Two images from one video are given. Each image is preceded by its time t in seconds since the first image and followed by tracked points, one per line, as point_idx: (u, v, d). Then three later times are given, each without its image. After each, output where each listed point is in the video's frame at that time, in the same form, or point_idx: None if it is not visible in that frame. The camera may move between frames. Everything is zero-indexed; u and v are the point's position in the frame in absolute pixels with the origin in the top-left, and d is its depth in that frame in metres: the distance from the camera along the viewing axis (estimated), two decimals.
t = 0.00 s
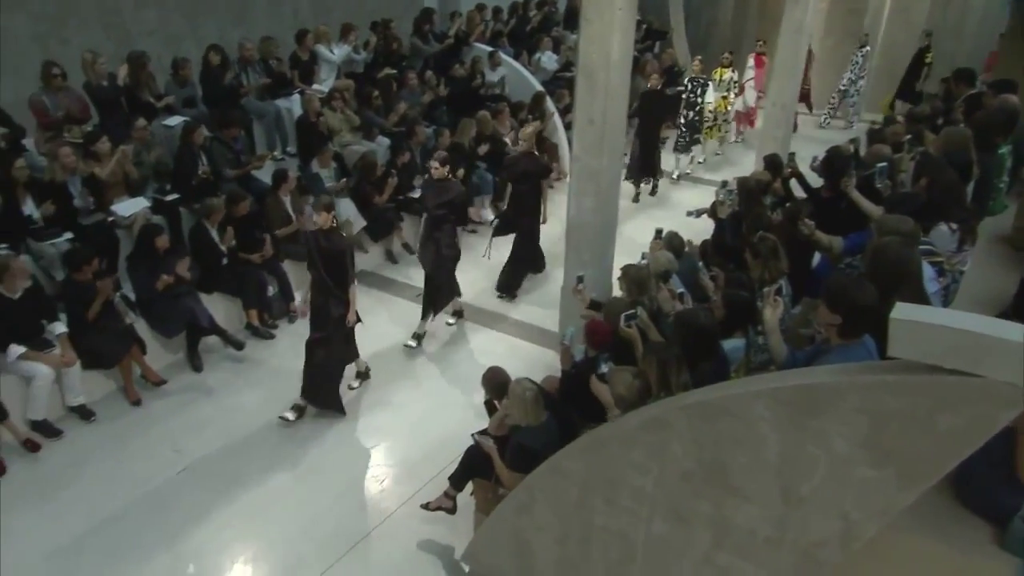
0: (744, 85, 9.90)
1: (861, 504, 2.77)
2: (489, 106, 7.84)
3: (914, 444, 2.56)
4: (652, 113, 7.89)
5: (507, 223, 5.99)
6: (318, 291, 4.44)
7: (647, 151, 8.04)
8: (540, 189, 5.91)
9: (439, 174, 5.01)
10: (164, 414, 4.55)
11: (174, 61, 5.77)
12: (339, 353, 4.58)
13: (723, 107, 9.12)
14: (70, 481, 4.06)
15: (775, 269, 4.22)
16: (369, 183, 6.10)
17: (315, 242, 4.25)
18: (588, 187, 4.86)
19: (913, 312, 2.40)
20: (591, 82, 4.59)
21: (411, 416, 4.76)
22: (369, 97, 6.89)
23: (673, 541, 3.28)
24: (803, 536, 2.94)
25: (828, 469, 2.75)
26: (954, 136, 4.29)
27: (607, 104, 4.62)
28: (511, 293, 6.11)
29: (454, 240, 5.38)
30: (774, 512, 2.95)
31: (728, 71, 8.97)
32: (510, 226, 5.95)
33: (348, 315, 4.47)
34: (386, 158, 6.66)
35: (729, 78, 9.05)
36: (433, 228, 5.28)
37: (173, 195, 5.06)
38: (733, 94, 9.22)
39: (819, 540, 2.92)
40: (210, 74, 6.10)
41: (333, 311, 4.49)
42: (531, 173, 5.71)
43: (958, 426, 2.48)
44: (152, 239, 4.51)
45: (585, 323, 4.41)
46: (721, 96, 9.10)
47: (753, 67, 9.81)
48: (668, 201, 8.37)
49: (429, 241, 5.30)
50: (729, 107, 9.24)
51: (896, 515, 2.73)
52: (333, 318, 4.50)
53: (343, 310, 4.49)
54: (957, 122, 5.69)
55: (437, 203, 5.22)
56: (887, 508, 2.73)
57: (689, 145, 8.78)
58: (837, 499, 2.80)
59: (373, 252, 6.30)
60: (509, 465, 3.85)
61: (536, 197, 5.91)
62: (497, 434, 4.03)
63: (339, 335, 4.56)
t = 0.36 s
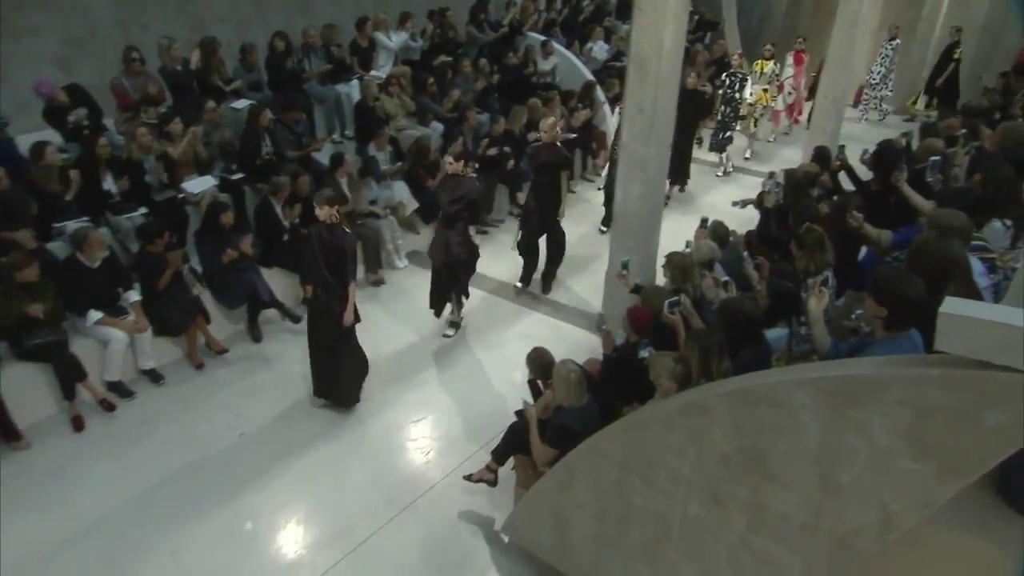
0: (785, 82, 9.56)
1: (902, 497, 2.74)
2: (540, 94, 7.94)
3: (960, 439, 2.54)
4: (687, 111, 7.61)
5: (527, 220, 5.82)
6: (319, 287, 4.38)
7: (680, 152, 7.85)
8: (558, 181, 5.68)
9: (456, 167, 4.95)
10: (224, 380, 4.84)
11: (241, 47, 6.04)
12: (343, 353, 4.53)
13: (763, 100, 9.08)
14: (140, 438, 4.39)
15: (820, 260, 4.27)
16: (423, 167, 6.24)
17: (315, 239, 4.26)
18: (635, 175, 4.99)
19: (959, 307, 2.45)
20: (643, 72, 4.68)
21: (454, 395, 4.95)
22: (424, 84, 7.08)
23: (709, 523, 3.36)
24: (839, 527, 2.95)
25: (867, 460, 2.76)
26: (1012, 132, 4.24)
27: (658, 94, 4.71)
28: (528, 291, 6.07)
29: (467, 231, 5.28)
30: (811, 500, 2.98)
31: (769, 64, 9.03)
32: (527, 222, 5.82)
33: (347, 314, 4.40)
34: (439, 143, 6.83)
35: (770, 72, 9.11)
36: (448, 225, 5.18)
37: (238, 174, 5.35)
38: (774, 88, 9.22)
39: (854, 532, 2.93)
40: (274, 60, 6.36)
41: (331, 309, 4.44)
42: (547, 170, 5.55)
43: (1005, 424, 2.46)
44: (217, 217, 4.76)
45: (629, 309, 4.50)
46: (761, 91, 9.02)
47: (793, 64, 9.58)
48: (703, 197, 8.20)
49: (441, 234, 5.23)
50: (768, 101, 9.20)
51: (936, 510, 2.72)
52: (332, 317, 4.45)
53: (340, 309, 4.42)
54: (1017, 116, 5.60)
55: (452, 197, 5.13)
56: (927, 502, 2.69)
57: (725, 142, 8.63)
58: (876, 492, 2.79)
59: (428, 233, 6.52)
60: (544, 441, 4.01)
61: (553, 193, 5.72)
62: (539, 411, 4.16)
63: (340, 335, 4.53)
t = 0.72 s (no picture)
0: (824, 88, 9.27)
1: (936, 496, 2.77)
2: (591, 93, 8.13)
3: (994, 433, 2.54)
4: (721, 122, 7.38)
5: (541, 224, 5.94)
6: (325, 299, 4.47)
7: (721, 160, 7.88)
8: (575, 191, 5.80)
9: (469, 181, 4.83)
10: (286, 357, 5.20)
11: (311, 46, 6.44)
12: (349, 355, 4.71)
13: (799, 110, 8.66)
14: (210, 407, 4.77)
15: (863, 262, 4.38)
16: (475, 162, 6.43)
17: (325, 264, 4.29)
18: (682, 173, 5.15)
19: (1007, 310, 2.34)
20: (692, 73, 4.83)
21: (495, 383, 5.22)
22: (480, 82, 7.36)
23: (743, 512, 3.47)
24: (873, 523, 3.00)
25: (904, 461, 2.80)
26: None
27: (706, 95, 4.85)
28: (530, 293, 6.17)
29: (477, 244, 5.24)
30: (845, 494, 3.05)
31: (807, 73, 8.52)
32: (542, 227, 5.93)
33: (354, 327, 4.50)
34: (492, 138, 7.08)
35: (807, 80, 8.60)
36: (459, 238, 5.11)
37: (305, 164, 5.72)
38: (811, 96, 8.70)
39: (886, 529, 2.97)
40: (342, 58, 6.74)
41: (337, 322, 4.52)
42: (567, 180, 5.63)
43: None
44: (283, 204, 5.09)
45: (670, 304, 4.71)
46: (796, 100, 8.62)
47: (832, 70, 9.16)
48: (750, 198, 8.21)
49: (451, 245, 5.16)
50: (805, 111, 8.74)
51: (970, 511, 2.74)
52: (339, 328, 4.56)
53: (347, 322, 4.51)
54: None
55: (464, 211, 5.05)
56: (962, 502, 2.71)
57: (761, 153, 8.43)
58: (911, 491, 2.83)
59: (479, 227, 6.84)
60: (586, 432, 4.19)
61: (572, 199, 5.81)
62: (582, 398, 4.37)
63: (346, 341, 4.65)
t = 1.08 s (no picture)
0: (864, 103, 9.09)
1: (975, 503, 2.76)
2: (643, 98, 8.30)
3: None
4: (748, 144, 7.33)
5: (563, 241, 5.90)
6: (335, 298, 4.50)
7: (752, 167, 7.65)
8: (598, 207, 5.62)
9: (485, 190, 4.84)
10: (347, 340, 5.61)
11: (380, 48, 6.85)
12: (351, 356, 4.67)
13: (835, 126, 8.38)
14: (276, 383, 5.15)
15: (909, 270, 4.46)
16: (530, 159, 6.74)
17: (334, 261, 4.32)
18: (730, 177, 5.30)
19: None
20: (745, 81, 4.97)
21: (542, 373, 5.49)
22: (537, 85, 7.64)
23: (777, 508, 3.56)
24: (908, 527, 3.02)
25: (944, 467, 2.81)
26: None
27: (758, 102, 4.98)
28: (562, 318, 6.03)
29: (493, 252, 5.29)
30: (881, 497, 3.07)
31: (845, 88, 8.21)
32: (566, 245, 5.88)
33: (363, 326, 4.53)
34: (547, 138, 7.34)
35: (846, 95, 8.25)
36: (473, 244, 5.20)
37: (370, 159, 6.12)
38: (849, 112, 8.44)
39: (921, 533, 2.99)
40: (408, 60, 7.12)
41: (347, 320, 4.56)
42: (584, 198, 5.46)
43: None
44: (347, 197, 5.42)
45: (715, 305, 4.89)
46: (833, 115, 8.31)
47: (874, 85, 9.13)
48: (800, 202, 8.27)
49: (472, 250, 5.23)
50: (842, 126, 8.46)
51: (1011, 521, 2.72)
52: (346, 326, 4.57)
53: (357, 321, 4.55)
54: None
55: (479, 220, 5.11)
56: (1002, 511, 2.69)
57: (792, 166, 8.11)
58: (949, 497, 2.83)
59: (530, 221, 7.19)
60: (627, 424, 4.38)
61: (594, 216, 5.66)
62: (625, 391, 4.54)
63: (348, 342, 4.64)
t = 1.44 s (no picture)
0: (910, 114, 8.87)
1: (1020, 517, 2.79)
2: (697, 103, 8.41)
3: None
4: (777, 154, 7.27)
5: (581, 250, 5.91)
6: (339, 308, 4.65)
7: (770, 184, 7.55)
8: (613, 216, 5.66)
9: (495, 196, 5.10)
10: (405, 325, 5.98)
11: (446, 50, 7.19)
12: (357, 370, 4.83)
13: (878, 136, 8.32)
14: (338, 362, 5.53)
15: (960, 281, 4.52)
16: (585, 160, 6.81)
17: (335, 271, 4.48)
18: (781, 183, 5.42)
19: None
20: (800, 89, 5.08)
21: (587, 365, 5.72)
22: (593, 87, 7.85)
23: (816, 507, 3.64)
24: (949, 534, 3.08)
25: (990, 479, 2.85)
26: None
27: (812, 111, 5.08)
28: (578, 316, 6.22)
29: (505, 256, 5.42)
30: (923, 504, 3.13)
31: (889, 98, 8.13)
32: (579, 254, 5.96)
33: (365, 339, 4.67)
34: (601, 139, 7.55)
35: (889, 106, 8.16)
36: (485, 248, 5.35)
37: (433, 155, 6.45)
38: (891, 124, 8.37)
39: (962, 541, 3.04)
40: (472, 62, 7.44)
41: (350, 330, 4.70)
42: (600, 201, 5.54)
43: None
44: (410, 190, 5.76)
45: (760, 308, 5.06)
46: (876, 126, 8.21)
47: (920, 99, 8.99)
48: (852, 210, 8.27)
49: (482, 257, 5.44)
50: (882, 137, 8.41)
51: None
52: (348, 337, 4.76)
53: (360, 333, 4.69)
54: None
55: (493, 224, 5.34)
56: None
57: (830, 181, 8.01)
58: (995, 508, 2.87)
59: (582, 217, 7.35)
60: (670, 418, 4.54)
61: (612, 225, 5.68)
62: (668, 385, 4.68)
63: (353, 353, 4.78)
